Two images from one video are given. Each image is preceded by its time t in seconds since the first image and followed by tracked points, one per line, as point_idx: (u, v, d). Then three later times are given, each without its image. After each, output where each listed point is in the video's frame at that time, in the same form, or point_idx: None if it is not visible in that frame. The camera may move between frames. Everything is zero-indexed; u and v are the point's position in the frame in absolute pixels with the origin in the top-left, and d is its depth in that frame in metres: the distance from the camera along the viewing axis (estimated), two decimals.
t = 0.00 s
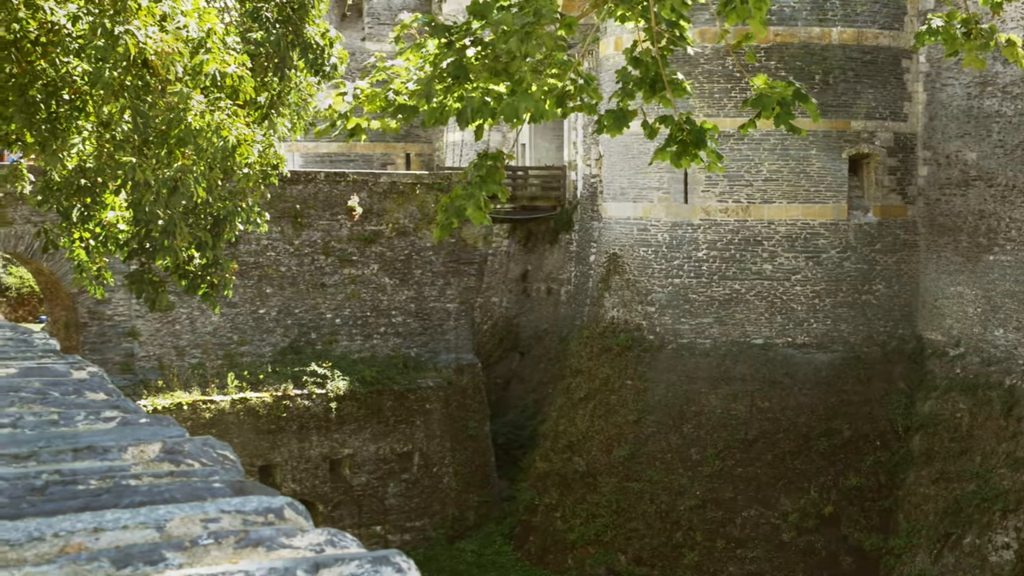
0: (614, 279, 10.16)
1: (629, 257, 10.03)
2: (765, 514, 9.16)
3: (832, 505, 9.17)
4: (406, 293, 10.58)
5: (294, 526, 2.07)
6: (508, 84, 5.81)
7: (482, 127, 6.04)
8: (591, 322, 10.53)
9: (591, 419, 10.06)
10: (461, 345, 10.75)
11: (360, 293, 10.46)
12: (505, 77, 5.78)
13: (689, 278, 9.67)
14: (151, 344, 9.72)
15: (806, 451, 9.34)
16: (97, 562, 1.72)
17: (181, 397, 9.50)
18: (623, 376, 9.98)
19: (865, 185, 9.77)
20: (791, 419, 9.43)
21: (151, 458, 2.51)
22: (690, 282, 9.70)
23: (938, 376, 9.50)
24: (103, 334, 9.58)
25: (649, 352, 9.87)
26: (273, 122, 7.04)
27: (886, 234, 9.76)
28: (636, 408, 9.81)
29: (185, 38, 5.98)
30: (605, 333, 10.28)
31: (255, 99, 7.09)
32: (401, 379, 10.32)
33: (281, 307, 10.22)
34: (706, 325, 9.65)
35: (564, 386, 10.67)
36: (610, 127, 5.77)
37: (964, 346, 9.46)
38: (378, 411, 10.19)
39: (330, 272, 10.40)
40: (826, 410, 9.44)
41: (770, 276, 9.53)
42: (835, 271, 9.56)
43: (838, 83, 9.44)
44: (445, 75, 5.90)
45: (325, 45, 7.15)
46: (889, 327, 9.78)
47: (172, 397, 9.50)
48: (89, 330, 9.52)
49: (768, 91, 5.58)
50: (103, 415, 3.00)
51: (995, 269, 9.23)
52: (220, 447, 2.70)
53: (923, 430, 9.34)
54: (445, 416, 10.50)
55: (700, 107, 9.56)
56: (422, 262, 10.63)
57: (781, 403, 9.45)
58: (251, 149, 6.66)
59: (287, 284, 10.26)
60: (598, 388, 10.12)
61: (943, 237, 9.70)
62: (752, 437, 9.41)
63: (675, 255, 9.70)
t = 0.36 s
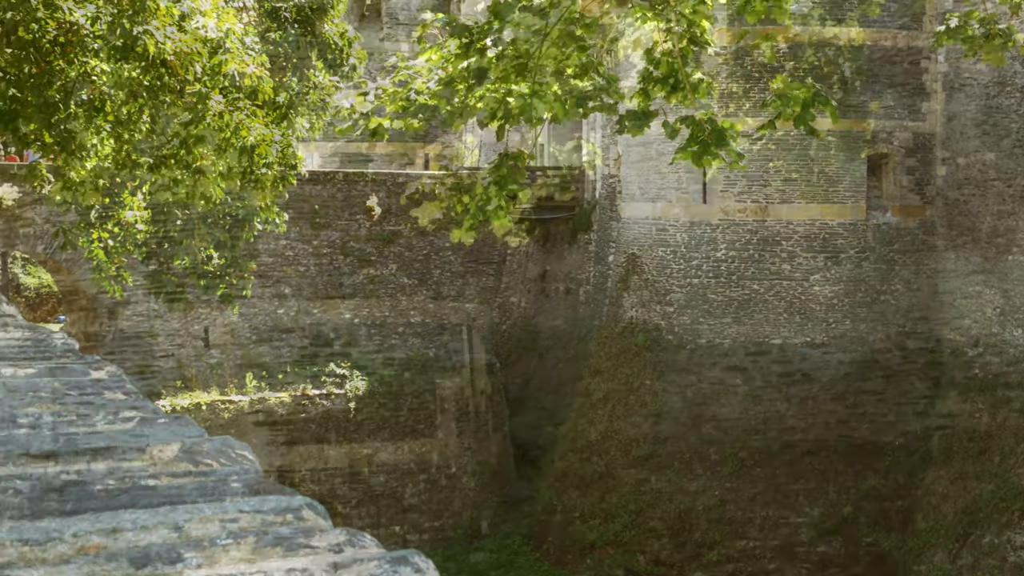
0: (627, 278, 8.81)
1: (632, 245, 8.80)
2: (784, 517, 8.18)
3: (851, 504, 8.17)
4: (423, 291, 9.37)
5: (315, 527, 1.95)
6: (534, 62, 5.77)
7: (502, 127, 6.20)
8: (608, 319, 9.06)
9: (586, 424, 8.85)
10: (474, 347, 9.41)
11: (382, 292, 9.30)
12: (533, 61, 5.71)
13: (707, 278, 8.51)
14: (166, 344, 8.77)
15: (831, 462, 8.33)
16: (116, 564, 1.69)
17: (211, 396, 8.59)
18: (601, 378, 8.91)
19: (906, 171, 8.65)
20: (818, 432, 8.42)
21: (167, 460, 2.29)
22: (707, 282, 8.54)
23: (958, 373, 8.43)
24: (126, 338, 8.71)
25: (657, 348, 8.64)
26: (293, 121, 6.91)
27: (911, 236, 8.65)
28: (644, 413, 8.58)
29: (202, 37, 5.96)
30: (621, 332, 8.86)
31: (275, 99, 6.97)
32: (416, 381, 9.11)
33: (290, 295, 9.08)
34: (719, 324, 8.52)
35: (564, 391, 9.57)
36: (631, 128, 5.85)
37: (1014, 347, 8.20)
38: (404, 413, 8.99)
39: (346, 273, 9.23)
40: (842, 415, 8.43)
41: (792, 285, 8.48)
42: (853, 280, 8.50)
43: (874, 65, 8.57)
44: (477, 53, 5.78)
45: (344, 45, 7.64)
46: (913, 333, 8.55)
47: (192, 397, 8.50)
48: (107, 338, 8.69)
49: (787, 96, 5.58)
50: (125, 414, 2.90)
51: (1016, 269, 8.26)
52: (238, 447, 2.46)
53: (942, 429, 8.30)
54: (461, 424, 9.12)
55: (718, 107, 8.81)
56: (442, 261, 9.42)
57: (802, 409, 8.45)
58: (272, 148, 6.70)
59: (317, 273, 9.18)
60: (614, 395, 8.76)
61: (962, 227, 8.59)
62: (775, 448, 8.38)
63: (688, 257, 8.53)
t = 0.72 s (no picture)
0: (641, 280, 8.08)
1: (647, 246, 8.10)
2: (798, 529, 7.71)
3: (866, 514, 7.69)
4: (438, 299, 7.98)
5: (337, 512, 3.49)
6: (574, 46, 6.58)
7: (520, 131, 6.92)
8: (622, 324, 8.05)
9: (591, 444, 7.88)
10: (489, 360, 7.93)
11: (403, 300, 7.94)
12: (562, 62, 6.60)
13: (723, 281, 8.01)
14: (180, 353, 7.74)
15: (844, 472, 7.79)
16: None
17: (226, 406, 7.58)
18: (613, 393, 7.96)
19: (912, 173, 8.10)
20: (831, 442, 7.85)
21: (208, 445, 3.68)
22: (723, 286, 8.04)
23: (972, 385, 7.87)
24: (142, 348, 7.76)
25: (668, 353, 8.00)
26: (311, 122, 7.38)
27: (919, 248, 8.03)
28: (654, 424, 7.92)
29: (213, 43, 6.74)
30: (633, 340, 8.03)
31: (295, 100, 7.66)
32: (430, 391, 7.79)
33: (304, 307, 7.86)
34: (724, 329, 8.01)
35: (569, 405, 7.96)
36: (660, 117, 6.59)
37: (1017, 350, 7.94)
38: (442, 434, 7.77)
39: (357, 286, 7.94)
40: (857, 426, 7.86)
41: (803, 294, 8.00)
42: (867, 292, 8.01)
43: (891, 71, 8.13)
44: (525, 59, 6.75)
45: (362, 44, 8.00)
46: (928, 343, 7.95)
47: (210, 399, 7.62)
48: (122, 349, 7.77)
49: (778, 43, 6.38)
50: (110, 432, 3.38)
51: None
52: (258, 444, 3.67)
53: (957, 441, 7.80)
54: (512, 440, 7.84)
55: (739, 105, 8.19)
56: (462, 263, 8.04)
57: (815, 421, 7.89)
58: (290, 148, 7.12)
59: (337, 267, 7.95)
60: (625, 407, 7.95)
61: (974, 235, 8.05)
62: (786, 460, 7.82)
63: (694, 256, 8.06)
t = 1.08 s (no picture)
0: (657, 292, 8.14)
1: (660, 258, 8.16)
2: (812, 539, 7.74)
3: (880, 525, 7.63)
4: (452, 310, 8.00)
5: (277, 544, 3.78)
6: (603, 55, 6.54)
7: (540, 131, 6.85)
8: (637, 336, 8.19)
9: (607, 455, 8.24)
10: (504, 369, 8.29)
11: (418, 311, 7.88)
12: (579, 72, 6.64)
13: (736, 293, 7.97)
14: (193, 363, 7.66)
15: (858, 483, 7.71)
16: None
17: (239, 417, 7.59)
18: (628, 403, 8.19)
19: (926, 183, 7.76)
20: (846, 453, 7.75)
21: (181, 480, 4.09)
22: (736, 297, 7.98)
23: (987, 395, 7.50)
24: (156, 358, 7.69)
25: (681, 364, 8.07)
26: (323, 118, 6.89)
27: (933, 258, 7.69)
28: (669, 434, 8.08)
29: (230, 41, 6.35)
30: (648, 352, 8.16)
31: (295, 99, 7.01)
32: (445, 402, 7.88)
33: (318, 317, 7.72)
34: (740, 341, 7.96)
35: (584, 415, 8.32)
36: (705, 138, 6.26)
37: None
38: (456, 444, 7.89)
39: (372, 296, 7.81)
40: (871, 436, 7.71)
41: (816, 305, 7.84)
42: (882, 303, 7.74)
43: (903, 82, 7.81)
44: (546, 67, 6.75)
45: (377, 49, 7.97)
46: (943, 354, 7.61)
47: (223, 412, 7.60)
48: (136, 359, 7.71)
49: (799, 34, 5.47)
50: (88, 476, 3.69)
51: None
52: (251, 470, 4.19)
53: (972, 452, 7.49)
54: (526, 451, 8.39)
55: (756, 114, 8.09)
56: (474, 279, 8.14)
57: (829, 431, 7.79)
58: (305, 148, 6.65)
59: (352, 277, 7.80)
60: (640, 417, 8.16)
61: (988, 245, 7.59)
62: (800, 470, 7.81)
63: (708, 265, 8.04)
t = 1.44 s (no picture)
0: (670, 302, 8.15)
1: (675, 269, 8.15)
2: (827, 551, 7.74)
3: (894, 536, 7.63)
4: (466, 321, 8.00)
5: None
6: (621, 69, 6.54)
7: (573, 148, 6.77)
8: (651, 347, 8.19)
9: (621, 466, 8.23)
10: (518, 381, 8.30)
11: (432, 322, 7.87)
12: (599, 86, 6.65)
13: (749, 303, 7.98)
14: (207, 374, 7.67)
15: (872, 494, 7.69)
16: None
17: (254, 428, 7.62)
18: (643, 414, 8.18)
19: (940, 194, 7.74)
20: (860, 464, 7.74)
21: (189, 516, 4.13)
22: (750, 308, 7.98)
23: (1001, 405, 7.50)
24: (170, 369, 7.69)
25: (696, 375, 8.07)
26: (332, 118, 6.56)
27: (948, 269, 7.66)
28: (683, 445, 8.08)
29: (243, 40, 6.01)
30: (663, 363, 8.15)
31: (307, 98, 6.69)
32: (459, 413, 7.89)
33: (333, 327, 7.72)
34: (754, 351, 7.96)
35: (598, 426, 8.31)
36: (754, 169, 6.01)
37: None
38: (470, 455, 7.89)
39: (386, 306, 7.81)
40: (885, 446, 7.71)
41: (830, 316, 7.83)
42: (896, 314, 7.73)
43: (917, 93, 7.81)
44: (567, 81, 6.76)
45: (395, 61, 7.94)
46: (957, 364, 7.60)
47: (237, 425, 7.62)
48: (150, 370, 7.71)
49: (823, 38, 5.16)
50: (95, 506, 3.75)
51: None
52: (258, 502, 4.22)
53: (987, 463, 7.49)
54: (541, 462, 8.41)
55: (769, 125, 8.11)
56: (488, 290, 8.14)
57: (844, 442, 7.77)
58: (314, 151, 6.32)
59: (367, 288, 7.80)
60: (654, 428, 8.15)
61: (1002, 255, 7.57)
62: (814, 481, 7.80)
63: (722, 276, 8.05)
